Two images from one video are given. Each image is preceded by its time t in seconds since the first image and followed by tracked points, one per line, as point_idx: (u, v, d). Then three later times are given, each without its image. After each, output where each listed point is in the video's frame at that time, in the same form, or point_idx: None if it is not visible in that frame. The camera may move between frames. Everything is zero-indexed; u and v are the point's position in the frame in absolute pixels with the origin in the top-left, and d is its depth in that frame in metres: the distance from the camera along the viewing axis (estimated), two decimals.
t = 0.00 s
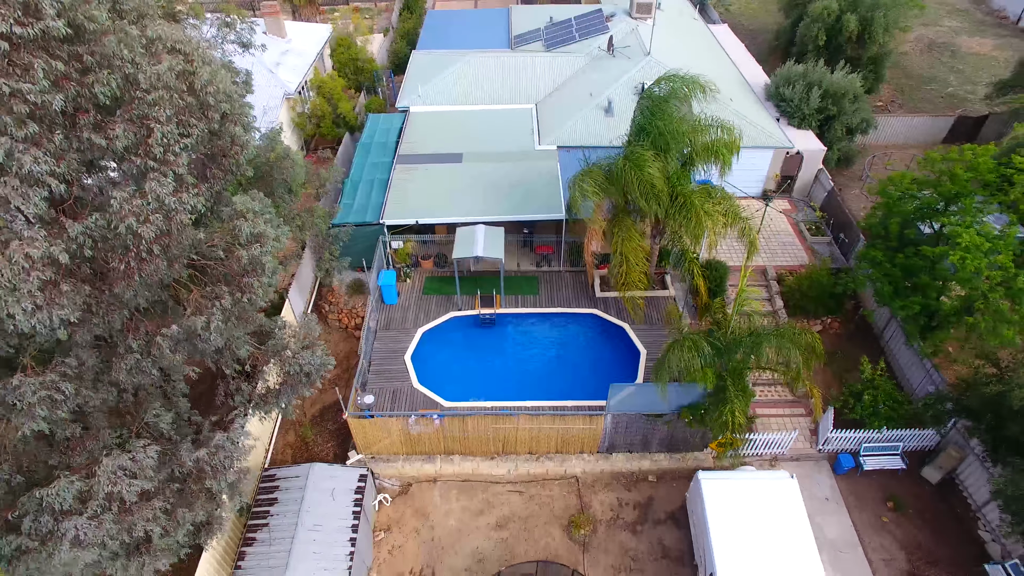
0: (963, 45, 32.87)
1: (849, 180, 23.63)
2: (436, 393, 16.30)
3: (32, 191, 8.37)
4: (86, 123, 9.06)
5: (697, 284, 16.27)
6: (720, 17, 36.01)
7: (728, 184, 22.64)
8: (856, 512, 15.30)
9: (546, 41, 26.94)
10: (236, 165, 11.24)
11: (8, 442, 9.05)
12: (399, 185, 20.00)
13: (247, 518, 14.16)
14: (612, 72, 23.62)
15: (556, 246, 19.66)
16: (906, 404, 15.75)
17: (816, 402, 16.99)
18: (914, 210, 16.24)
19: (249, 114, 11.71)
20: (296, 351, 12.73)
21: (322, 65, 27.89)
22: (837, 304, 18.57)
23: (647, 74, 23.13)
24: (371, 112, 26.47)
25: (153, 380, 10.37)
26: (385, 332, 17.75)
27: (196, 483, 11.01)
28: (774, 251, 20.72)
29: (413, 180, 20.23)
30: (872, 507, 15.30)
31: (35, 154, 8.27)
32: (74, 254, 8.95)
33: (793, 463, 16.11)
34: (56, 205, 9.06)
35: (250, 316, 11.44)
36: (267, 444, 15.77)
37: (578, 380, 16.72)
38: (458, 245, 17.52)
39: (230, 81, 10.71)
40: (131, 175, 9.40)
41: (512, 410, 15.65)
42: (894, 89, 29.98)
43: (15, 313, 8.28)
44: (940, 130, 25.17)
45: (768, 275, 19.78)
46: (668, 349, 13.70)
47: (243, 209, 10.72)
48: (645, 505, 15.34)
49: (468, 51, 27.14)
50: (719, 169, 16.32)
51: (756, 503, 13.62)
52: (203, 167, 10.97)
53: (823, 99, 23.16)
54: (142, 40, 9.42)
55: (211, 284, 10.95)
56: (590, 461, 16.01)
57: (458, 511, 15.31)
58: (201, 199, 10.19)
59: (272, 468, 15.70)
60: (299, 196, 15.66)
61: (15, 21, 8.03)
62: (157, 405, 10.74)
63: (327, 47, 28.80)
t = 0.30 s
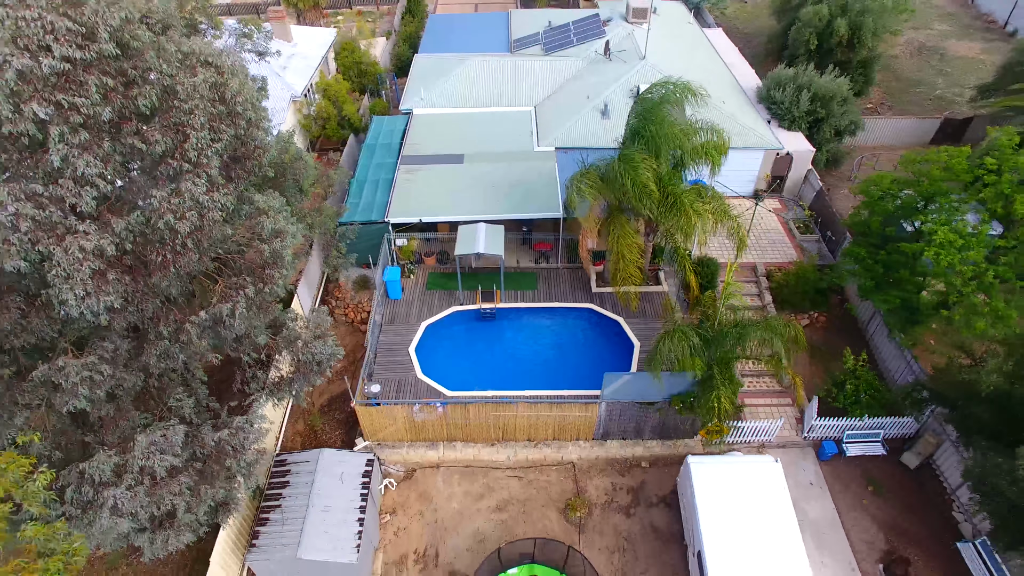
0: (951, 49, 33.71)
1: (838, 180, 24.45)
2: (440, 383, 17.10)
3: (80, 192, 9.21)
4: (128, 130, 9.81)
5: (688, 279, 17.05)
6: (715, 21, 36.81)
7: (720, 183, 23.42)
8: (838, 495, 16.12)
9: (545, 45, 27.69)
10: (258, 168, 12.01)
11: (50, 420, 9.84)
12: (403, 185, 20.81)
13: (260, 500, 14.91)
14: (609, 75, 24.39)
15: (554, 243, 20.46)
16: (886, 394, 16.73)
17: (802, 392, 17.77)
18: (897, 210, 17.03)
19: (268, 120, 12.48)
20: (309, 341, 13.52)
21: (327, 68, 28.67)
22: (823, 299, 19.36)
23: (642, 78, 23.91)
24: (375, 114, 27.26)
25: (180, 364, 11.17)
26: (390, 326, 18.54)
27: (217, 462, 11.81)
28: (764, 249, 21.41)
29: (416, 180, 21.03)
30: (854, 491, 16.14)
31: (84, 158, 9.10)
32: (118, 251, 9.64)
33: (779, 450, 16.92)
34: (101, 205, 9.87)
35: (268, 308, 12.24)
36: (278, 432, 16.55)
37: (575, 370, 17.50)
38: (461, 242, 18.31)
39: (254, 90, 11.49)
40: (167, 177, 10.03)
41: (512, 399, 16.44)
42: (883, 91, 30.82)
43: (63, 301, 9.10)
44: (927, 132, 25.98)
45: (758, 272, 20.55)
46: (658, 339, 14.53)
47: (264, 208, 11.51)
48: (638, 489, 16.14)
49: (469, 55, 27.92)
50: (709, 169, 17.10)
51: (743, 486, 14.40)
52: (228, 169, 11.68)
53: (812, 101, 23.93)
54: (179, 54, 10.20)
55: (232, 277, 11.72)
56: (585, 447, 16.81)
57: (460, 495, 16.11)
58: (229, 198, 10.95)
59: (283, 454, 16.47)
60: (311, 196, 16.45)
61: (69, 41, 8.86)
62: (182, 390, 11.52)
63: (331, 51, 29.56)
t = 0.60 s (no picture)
0: (940, 51, 34.54)
1: (826, 179, 25.29)
2: (443, 372, 17.95)
3: (119, 188, 9.97)
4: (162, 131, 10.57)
5: (679, 272, 17.90)
6: (710, 23, 37.63)
7: (711, 182, 24.26)
8: (821, 478, 16.98)
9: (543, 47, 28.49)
10: (277, 167, 12.79)
11: (85, 400, 10.58)
12: (406, 184, 21.64)
13: (271, 481, 15.67)
14: (605, 78, 25.20)
15: (552, 239, 21.28)
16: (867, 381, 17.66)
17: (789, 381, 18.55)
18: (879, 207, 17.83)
19: (284, 123, 13.27)
20: (320, 330, 14.34)
21: (331, 70, 29.50)
22: (810, 293, 20.17)
23: (637, 80, 24.71)
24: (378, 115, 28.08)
25: (203, 349, 11.98)
26: (394, 318, 19.35)
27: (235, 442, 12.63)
28: (754, 245, 22.25)
29: (419, 179, 21.85)
30: (837, 474, 17.01)
31: (126, 158, 9.90)
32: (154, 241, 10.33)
33: (766, 436, 17.75)
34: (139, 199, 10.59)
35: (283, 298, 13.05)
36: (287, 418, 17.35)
37: (571, 360, 18.31)
38: (462, 238, 19.12)
39: (272, 95, 12.28)
40: (198, 175, 10.69)
41: (511, 386, 17.28)
42: (874, 93, 31.62)
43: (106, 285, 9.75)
44: (914, 132, 26.80)
45: (748, 266, 21.36)
46: (648, 327, 15.47)
47: (282, 204, 12.32)
48: (631, 473, 16.96)
49: (470, 58, 28.72)
50: (700, 168, 17.91)
51: (730, 469, 15.20)
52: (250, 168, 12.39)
53: (801, 103, 24.72)
54: (208, 64, 11.04)
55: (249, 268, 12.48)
56: (581, 433, 17.63)
57: (461, 479, 16.93)
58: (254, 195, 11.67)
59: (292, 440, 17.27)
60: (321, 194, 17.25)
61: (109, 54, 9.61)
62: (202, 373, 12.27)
63: (335, 53, 30.37)
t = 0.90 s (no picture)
0: (929, 53, 35.41)
1: (815, 178, 26.15)
2: (444, 362, 18.80)
3: (151, 183, 10.68)
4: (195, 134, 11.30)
5: (671, 267, 18.69)
6: (706, 27, 38.47)
7: (703, 181, 25.10)
8: (805, 463, 17.83)
9: (542, 50, 29.33)
10: (292, 168, 13.65)
11: (117, 382, 11.38)
12: (410, 183, 22.51)
13: (282, 464, 16.49)
14: (600, 80, 26.03)
15: (549, 236, 22.18)
16: (850, 369, 18.36)
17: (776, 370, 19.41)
18: (862, 205, 18.69)
19: (297, 124, 14.10)
20: (330, 321, 15.21)
21: (335, 72, 30.30)
22: (797, 288, 21.03)
23: (632, 83, 25.54)
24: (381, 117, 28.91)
25: (223, 335, 12.81)
26: (398, 311, 20.18)
27: (252, 423, 13.49)
28: (744, 241, 23.11)
29: (421, 178, 22.72)
30: (820, 458, 17.90)
31: (159, 156, 10.69)
32: (185, 234, 11.10)
33: (754, 423, 18.61)
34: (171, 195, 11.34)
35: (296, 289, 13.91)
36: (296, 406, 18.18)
37: (567, 351, 19.17)
38: (463, 234, 19.99)
39: (288, 99, 13.10)
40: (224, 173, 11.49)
41: (510, 375, 18.11)
42: (864, 94, 32.48)
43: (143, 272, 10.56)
44: (901, 133, 27.65)
45: (738, 262, 22.18)
46: (639, 316, 16.39)
47: (296, 200, 13.15)
48: (624, 457, 17.82)
49: (470, 61, 29.57)
50: (690, 168, 18.74)
51: (717, 452, 16.05)
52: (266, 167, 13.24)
53: (790, 105, 25.60)
54: (232, 71, 11.87)
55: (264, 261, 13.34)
56: (577, 420, 18.47)
57: (463, 463, 17.77)
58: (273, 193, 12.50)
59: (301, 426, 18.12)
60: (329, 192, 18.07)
61: (147, 63, 10.31)
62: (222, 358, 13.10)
63: (340, 56, 31.18)
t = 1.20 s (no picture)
0: (918, 56, 36.28)
1: (804, 177, 27.01)
2: (445, 352, 19.63)
3: (178, 179, 11.48)
4: (216, 135, 12.17)
5: (662, 261, 19.54)
6: (701, 29, 39.32)
7: (695, 180, 25.93)
8: (790, 448, 18.69)
9: (540, 53, 30.15)
10: (304, 167, 14.49)
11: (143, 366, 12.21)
12: (412, 181, 23.37)
13: (289, 448, 17.32)
14: (596, 82, 26.84)
15: (545, 233, 23.03)
16: (833, 360, 19.22)
17: (762, 361, 20.24)
18: (846, 203, 19.53)
19: (308, 126, 14.92)
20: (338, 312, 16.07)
21: (339, 74, 31.15)
22: (784, 282, 21.87)
23: (627, 85, 26.35)
24: (384, 118, 29.75)
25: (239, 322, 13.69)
26: (401, 304, 21.00)
27: (264, 406, 14.36)
28: (734, 238, 23.97)
29: (423, 177, 23.58)
30: (804, 444, 18.75)
31: (186, 155, 11.52)
32: (208, 227, 11.96)
33: (741, 411, 19.46)
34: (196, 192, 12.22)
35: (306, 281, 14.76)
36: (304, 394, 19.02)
37: (562, 342, 20.00)
38: (463, 231, 20.84)
39: (302, 102, 13.92)
40: (244, 171, 12.30)
41: (507, 365, 18.93)
42: (854, 96, 33.35)
43: (169, 261, 11.41)
44: (888, 134, 28.52)
45: (727, 258, 23.02)
46: (628, 306, 17.34)
47: (308, 197, 14.00)
48: (617, 443, 18.67)
49: (470, 63, 30.39)
50: (681, 167, 19.59)
51: (705, 438, 16.89)
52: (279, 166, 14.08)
53: (780, 106, 26.45)
54: (250, 77, 12.70)
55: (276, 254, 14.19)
56: (572, 408, 19.31)
57: (463, 449, 18.62)
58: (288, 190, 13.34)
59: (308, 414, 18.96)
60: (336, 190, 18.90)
61: (178, 72, 11.24)
62: (237, 345, 13.93)
63: (343, 58, 32.04)
